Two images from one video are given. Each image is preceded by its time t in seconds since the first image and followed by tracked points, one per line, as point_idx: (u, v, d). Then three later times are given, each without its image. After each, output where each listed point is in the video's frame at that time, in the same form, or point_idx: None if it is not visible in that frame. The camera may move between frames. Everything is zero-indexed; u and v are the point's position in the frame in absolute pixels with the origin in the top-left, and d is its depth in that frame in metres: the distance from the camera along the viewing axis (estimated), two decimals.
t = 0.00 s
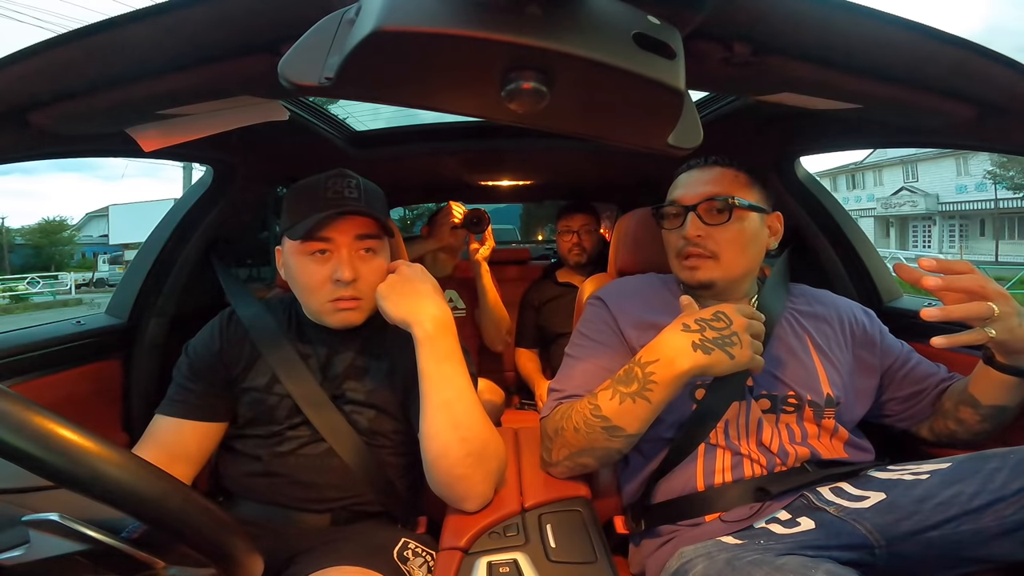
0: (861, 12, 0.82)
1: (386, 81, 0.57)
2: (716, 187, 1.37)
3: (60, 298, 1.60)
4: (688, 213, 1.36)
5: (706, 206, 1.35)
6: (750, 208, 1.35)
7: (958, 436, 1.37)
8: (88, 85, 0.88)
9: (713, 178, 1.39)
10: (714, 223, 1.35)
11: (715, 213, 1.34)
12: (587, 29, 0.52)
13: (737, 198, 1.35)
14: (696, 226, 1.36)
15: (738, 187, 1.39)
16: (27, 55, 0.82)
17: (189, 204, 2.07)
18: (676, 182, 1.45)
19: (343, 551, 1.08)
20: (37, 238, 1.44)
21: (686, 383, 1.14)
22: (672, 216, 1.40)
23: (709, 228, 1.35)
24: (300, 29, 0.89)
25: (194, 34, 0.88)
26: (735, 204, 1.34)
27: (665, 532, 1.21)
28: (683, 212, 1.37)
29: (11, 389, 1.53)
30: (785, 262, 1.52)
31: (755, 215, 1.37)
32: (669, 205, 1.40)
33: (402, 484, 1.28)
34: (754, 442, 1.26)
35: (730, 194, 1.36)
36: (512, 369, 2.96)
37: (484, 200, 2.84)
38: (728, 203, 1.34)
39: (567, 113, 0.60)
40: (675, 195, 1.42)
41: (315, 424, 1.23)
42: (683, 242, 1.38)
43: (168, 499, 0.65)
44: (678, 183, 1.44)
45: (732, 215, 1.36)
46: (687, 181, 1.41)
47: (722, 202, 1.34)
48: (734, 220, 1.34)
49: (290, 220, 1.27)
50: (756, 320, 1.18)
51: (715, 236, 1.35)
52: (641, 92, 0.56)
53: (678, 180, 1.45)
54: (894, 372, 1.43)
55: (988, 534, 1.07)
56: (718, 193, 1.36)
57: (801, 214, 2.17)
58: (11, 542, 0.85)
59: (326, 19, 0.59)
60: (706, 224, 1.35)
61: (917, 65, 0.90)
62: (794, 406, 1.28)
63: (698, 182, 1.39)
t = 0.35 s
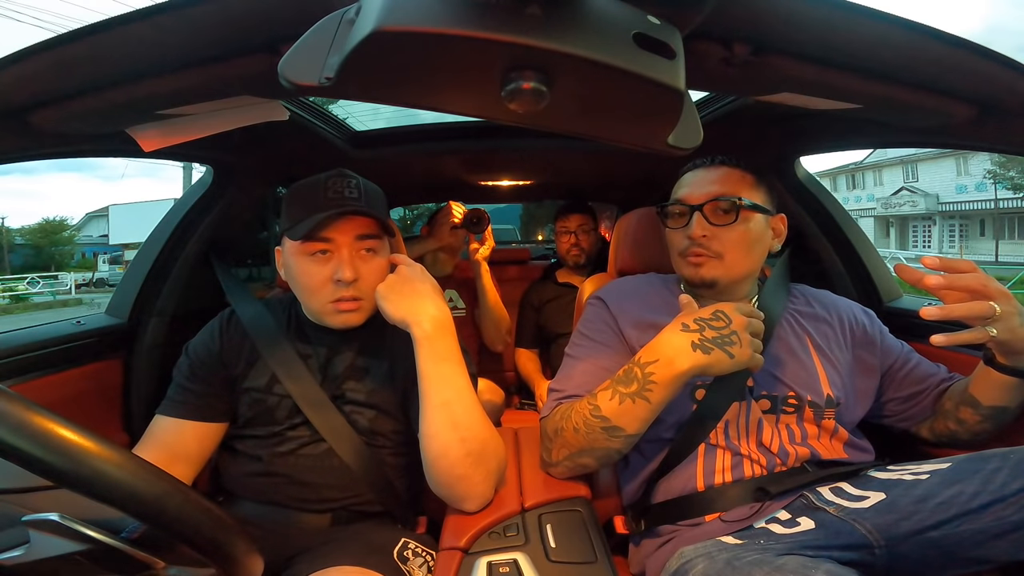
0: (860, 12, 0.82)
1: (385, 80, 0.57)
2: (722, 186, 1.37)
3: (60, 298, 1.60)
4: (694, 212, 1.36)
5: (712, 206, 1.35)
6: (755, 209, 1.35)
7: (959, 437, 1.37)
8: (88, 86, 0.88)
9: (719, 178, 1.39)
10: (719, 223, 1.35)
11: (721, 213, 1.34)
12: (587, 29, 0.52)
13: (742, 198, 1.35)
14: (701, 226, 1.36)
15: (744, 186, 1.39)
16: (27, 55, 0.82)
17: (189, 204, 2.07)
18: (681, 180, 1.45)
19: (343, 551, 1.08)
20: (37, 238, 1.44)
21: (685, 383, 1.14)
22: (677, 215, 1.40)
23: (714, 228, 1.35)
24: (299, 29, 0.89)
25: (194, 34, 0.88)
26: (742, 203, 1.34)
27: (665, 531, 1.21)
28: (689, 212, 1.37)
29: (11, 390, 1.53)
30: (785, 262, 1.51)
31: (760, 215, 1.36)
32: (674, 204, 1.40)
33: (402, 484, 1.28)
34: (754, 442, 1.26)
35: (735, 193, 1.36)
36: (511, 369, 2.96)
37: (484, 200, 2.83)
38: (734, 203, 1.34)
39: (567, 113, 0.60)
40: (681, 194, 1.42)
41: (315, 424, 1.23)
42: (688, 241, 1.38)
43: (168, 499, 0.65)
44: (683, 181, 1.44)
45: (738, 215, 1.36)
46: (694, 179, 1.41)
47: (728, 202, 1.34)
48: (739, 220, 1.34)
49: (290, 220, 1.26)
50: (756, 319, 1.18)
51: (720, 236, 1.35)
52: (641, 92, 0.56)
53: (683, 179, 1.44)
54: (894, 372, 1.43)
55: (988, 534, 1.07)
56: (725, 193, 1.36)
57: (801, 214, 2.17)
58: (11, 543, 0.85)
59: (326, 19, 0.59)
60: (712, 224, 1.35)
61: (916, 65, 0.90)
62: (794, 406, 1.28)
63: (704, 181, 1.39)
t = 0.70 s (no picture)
0: (860, 12, 0.82)
1: (384, 80, 0.57)
2: (727, 186, 1.37)
3: (60, 298, 1.60)
4: (700, 212, 1.36)
5: (718, 206, 1.35)
6: (761, 210, 1.35)
7: (958, 436, 1.37)
8: (88, 86, 0.88)
9: (725, 178, 1.38)
10: (725, 223, 1.35)
11: (728, 213, 1.34)
12: (587, 28, 0.52)
13: (749, 199, 1.35)
14: (707, 226, 1.35)
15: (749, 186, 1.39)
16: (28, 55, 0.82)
17: (189, 204, 2.07)
18: (686, 180, 1.45)
19: (343, 551, 1.08)
20: (37, 238, 1.44)
21: (686, 382, 1.14)
22: (682, 215, 1.40)
23: (720, 228, 1.35)
24: (300, 29, 0.89)
25: (194, 33, 0.88)
26: (748, 204, 1.34)
27: (665, 531, 1.21)
28: (695, 211, 1.37)
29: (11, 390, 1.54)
30: (785, 262, 1.51)
31: (765, 215, 1.37)
32: (679, 204, 1.40)
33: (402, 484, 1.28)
34: (754, 443, 1.26)
35: (741, 194, 1.36)
36: (511, 369, 2.96)
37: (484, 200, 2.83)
38: (741, 203, 1.34)
39: (567, 113, 0.60)
40: (686, 193, 1.41)
41: (315, 424, 1.23)
42: (693, 241, 1.37)
43: (168, 499, 0.65)
44: (688, 180, 1.44)
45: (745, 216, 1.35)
46: (700, 179, 1.41)
47: (735, 202, 1.34)
48: (746, 220, 1.34)
49: (289, 219, 1.27)
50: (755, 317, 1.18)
51: (726, 236, 1.35)
52: (641, 92, 0.56)
53: (688, 178, 1.44)
54: (895, 372, 1.43)
55: (988, 534, 1.07)
56: (731, 193, 1.36)
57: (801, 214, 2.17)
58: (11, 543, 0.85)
59: (325, 19, 0.59)
60: (718, 224, 1.35)
61: (916, 65, 0.90)
62: (794, 407, 1.28)
63: (709, 180, 1.38)
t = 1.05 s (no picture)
0: (860, 13, 0.82)
1: (384, 80, 0.57)
2: (733, 188, 1.37)
3: (60, 298, 1.60)
4: (708, 213, 1.36)
5: (727, 208, 1.34)
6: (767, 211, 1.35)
7: (959, 437, 1.37)
8: (88, 85, 0.88)
9: (732, 179, 1.38)
10: (734, 225, 1.35)
11: (737, 215, 1.34)
12: (587, 28, 0.52)
13: (757, 201, 1.35)
14: (716, 227, 1.35)
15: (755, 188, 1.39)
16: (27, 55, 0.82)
17: (189, 204, 2.07)
18: (690, 180, 1.44)
19: (343, 552, 1.08)
20: (37, 238, 1.44)
21: (685, 382, 1.14)
22: (689, 215, 1.39)
23: (728, 229, 1.35)
24: (300, 29, 0.89)
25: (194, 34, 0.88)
26: (756, 206, 1.34)
27: (665, 531, 1.21)
28: (704, 212, 1.36)
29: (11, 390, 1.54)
30: (785, 262, 1.51)
31: (771, 217, 1.37)
32: (686, 204, 1.39)
33: (402, 484, 1.28)
34: (754, 443, 1.26)
35: (748, 195, 1.36)
36: (511, 369, 2.96)
37: (484, 199, 2.83)
38: (749, 204, 1.34)
39: (567, 114, 0.60)
40: (692, 193, 1.40)
41: (315, 424, 1.23)
42: (701, 242, 1.37)
43: (168, 499, 0.65)
44: (692, 181, 1.43)
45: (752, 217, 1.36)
46: (705, 179, 1.40)
47: (744, 203, 1.34)
48: (754, 222, 1.34)
49: (296, 220, 1.25)
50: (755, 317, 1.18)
51: (734, 238, 1.35)
52: (641, 92, 0.56)
53: (692, 178, 1.43)
54: (895, 373, 1.43)
55: (987, 534, 1.07)
56: (739, 194, 1.36)
57: (801, 214, 2.17)
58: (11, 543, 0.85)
59: (325, 19, 0.59)
60: (727, 225, 1.34)
61: (917, 65, 0.90)
62: (794, 408, 1.28)
63: (716, 181, 1.38)
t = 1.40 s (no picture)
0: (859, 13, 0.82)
1: (385, 80, 0.57)
2: (735, 188, 1.37)
3: (60, 298, 1.60)
4: (711, 213, 1.36)
5: (729, 208, 1.34)
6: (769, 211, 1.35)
7: (960, 437, 1.37)
8: (88, 85, 0.88)
9: (734, 180, 1.38)
10: (737, 225, 1.35)
11: (740, 215, 1.34)
12: (587, 29, 0.52)
13: (760, 201, 1.35)
14: (719, 227, 1.35)
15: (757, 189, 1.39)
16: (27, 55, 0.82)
17: (189, 205, 2.07)
18: (691, 180, 1.44)
19: (343, 552, 1.08)
20: (37, 238, 1.44)
21: (686, 382, 1.14)
22: (692, 215, 1.39)
23: (731, 229, 1.35)
24: (299, 29, 0.89)
25: (194, 35, 0.88)
26: (758, 205, 1.34)
27: (665, 531, 1.21)
28: (706, 212, 1.36)
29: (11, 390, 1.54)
30: (784, 262, 1.51)
31: (773, 217, 1.37)
32: (688, 203, 1.39)
33: (402, 484, 1.28)
34: (754, 443, 1.26)
35: (750, 195, 1.36)
36: (511, 369, 2.96)
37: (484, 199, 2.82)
38: (752, 204, 1.34)
39: (567, 114, 0.60)
40: (694, 193, 1.40)
41: (315, 425, 1.23)
42: (703, 241, 1.37)
43: (168, 499, 0.65)
44: (694, 181, 1.43)
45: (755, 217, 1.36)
46: (707, 179, 1.40)
47: (747, 203, 1.34)
48: (756, 222, 1.35)
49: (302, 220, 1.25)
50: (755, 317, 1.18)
51: (737, 237, 1.35)
52: (641, 91, 0.56)
53: (693, 178, 1.44)
54: (895, 373, 1.43)
55: (987, 534, 1.07)
56: (742, 194, 1.36)
57: (801, 214, 2.17)
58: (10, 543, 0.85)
59: (325, 19, 0.59)
60: (730, 225, 1.34)
61: (916, 65, 0.90)
62: (794, 408, 1.28)
63: (718, 181, 1.38)
